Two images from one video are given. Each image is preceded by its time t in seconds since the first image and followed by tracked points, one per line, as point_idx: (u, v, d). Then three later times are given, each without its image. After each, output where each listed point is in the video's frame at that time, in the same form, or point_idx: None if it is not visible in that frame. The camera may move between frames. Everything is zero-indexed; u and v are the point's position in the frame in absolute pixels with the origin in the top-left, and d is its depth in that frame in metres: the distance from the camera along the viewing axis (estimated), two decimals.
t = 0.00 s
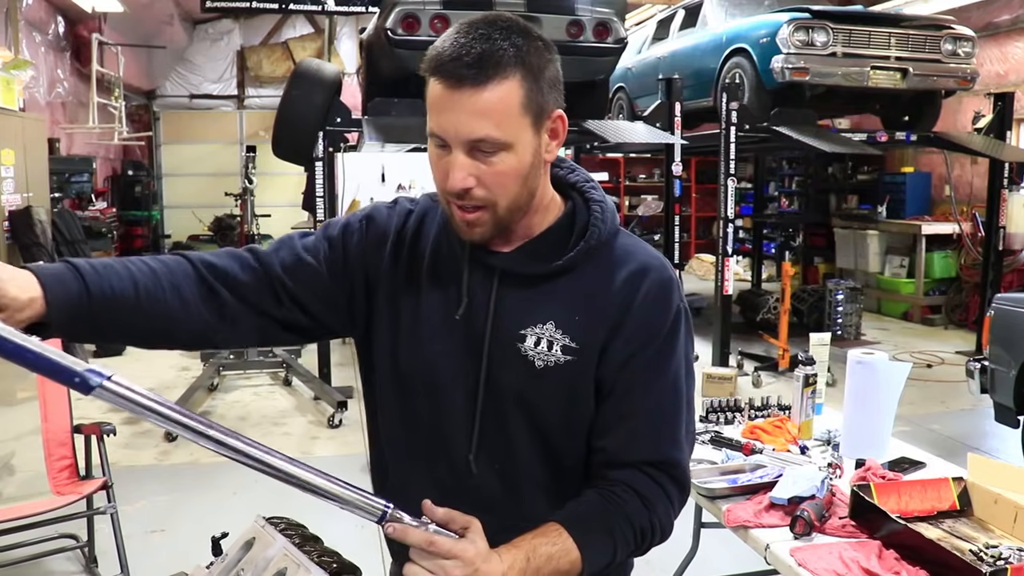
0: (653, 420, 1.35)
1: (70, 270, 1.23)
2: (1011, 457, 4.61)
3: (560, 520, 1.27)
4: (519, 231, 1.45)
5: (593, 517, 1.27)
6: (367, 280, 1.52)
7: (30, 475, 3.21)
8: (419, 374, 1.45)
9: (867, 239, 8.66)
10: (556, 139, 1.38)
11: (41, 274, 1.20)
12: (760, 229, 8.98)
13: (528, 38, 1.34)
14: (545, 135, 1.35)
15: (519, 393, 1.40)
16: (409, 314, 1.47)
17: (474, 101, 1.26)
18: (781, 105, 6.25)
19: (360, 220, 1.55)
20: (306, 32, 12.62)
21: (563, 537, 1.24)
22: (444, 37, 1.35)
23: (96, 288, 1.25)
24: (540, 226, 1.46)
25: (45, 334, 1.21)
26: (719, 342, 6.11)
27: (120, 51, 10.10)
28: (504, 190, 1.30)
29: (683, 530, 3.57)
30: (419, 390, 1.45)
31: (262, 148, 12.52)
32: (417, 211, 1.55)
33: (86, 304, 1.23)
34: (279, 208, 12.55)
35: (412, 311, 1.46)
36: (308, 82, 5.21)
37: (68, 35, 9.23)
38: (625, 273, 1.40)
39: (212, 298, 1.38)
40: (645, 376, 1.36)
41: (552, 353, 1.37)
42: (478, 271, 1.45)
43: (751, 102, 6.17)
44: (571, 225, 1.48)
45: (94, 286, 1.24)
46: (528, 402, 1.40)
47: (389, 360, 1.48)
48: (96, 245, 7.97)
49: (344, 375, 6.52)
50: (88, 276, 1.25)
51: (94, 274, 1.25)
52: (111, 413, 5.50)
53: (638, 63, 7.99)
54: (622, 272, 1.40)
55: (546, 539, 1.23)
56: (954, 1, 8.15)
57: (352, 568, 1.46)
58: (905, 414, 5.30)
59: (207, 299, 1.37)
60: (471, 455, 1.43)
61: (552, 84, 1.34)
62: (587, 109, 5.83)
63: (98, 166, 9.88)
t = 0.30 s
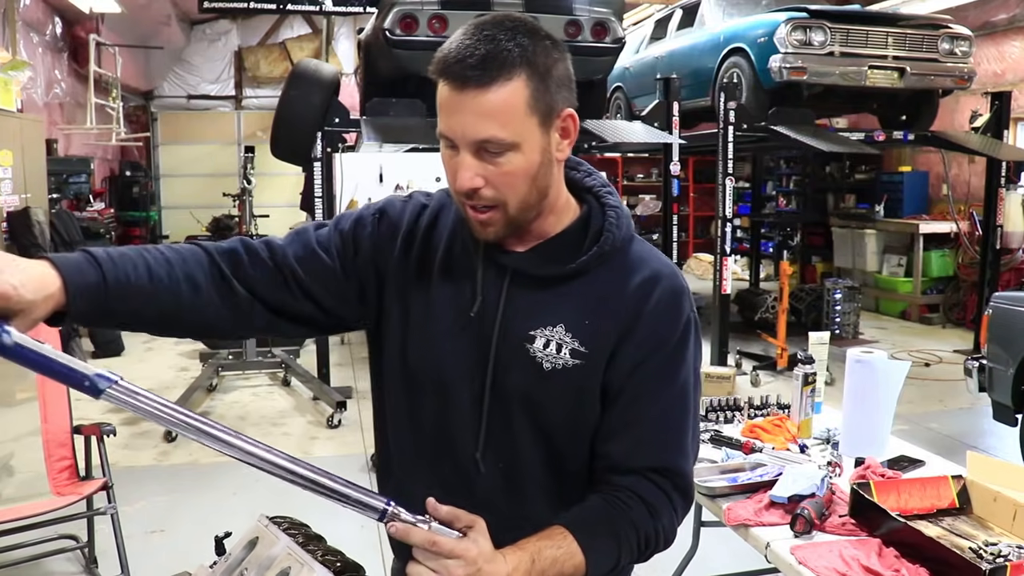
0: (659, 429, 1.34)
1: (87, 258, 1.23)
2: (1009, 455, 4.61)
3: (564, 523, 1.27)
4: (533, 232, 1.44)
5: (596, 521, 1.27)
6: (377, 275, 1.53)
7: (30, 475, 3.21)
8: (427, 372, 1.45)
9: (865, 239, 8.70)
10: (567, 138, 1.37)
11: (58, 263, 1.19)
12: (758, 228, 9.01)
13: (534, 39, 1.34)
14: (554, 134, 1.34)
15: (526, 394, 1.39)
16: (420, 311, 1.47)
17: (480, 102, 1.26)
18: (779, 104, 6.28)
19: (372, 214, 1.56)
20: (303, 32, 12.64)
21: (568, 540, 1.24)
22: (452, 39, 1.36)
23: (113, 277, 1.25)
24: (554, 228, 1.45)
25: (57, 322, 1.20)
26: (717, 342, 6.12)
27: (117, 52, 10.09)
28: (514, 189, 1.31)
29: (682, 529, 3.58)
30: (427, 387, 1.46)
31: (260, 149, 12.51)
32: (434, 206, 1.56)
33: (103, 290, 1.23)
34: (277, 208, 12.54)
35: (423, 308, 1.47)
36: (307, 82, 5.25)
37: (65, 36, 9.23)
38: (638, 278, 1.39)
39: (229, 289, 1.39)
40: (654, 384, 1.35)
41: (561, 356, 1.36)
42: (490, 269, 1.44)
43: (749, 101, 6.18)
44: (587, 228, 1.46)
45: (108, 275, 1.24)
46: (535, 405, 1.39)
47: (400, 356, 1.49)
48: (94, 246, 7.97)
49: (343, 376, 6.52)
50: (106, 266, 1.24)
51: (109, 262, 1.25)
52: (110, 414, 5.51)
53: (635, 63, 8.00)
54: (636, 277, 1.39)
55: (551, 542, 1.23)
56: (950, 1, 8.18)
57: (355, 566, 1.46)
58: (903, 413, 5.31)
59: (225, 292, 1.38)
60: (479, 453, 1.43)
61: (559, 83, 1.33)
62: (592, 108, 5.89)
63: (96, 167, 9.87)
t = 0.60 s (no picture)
0: (673, 442, 1.22)
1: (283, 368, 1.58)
2: (1007, 456, 4.62)
3: (581, 532, 1.18)
4: (551, 234, 1.38)
5: (612, 533, 1.17)
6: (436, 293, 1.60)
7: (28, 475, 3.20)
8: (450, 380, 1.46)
9: (863, 239, 8.73)
10: (591, 141, 1.31)
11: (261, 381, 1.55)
12: (756, 228, 9.02)
13: (561, 39, 1.29)
14: (576, 136, 1.28)
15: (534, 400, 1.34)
16: (445, 320, 1.48)
17: (501, 100, 1.24)
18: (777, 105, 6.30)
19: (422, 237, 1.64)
20: (302, 32, 12.69)
21: (582, 549, 1.15)
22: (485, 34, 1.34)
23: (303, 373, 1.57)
24: (574, 231, 1.37)
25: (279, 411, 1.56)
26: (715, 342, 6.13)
27: (115, 51, 10.07)
28: (532, 189, 1.27)
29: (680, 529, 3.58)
30: (451, 397, 1.46)
31: (259, 148, 12.50)
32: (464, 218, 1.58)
33: (298, 383, 1.56)
34: (276, 208, 12.54)
35: (447, 317, 1.48)
36: (306, 82, 5.26)
37: (64, 34, 9.21)
38: (655, 284, 1.29)
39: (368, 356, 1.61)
40: (668, 396, 1.24)
41: (567, 361, 1.30)
42: (510, 273, 1.42)
43: (747, 102, 6.19)
44: (605, 230, 1.36)
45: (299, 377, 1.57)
46: (546, 413, 1.33)
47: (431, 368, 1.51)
48: (92, 245, 7.97)
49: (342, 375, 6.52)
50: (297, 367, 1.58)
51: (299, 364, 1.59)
52: (109, 413, 5.50)
53: (633, 63, 8.00)
54: (653, 283, 1.30)
55: (563, 549, 1.14)
56: (947, 2, 8.21)
57: (358, 564, 1.45)
58: (901, 413, 5.33)
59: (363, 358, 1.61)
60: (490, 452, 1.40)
61: (586, 84, 1.28)
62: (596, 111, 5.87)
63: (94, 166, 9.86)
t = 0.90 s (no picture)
0: (677, 422, 1.18)
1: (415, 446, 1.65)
2: (1003, 455, 4.63)
3: (595, 521, 1.18)
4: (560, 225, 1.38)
5: (626, 521, 1.16)
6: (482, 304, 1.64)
7: (26, 473, 3.19)
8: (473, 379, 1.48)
9: (861, 239, 8.72)
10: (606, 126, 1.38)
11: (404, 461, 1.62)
12: (754, 228, 9.03)
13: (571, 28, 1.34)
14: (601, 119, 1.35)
15: (543, 387, 1.33)
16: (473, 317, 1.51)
17: (543, 82, 1.27)
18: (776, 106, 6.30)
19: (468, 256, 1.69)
20: (300, 31, 12.69)
21: (593, 536, 1.15)
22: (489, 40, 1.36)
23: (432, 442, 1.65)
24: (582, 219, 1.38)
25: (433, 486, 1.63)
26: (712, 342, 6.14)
27: (113, 50, 10.05)
28: (582, 167, 1.30)
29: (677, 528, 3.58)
30: (478, 396, 1.48)
31: (256, 147, 12.48)
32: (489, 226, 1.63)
33: (432, 455, 1.64)
34: (273, 207, 12.52)
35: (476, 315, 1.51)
36: (304, 81, 5.24)
37: (62, 32, 9.20)
38: (653, 270, 1.27)
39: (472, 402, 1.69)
40: (671, 377, 1.19)
41: (573, 345, 1.29)
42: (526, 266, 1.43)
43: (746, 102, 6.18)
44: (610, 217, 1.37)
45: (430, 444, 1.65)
46: (556, 401, 1.32)
47: (461, 369, 1.54)
48: (90, 244, 7.97)
49: (339, 375, 6.52)
50: (426, 440, 1.65)
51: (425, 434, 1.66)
52: (106, 412, 5.49)
53: (632, 63, 8.00)
54: (650, 269, 1.28)
55: (572, 536, 1.16)
56: (945, 3, 8.22)
57: (359, 563, 1.44)
58: (898, 413, 5.34)
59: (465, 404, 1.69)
60: (501, 442, 1.41)
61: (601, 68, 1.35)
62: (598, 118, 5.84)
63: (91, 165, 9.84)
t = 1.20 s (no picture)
0: (697, 409, 1.21)
1: (355, 414, 1.59)
2: (998, 455, 4.65)
3: (588, 518, 1.18)
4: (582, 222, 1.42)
5: (621, 516, 1.17)
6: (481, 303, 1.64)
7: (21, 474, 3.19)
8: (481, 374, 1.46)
9: (856, 240, 8.74)
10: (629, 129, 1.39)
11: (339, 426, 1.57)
12: (749, 228, 9.06)
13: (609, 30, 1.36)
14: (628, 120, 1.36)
15: (568, 380, 1.35)
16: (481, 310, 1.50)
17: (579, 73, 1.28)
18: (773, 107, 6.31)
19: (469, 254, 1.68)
20: (295, 30, 12.68)
21: (590, 534, 1.15)
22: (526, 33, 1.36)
23: (379, 420, 1.59)
24: (601, 217, 1.42)
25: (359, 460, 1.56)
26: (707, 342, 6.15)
27: (109, 48, 10.04)
28: (606, 161, 1.31)
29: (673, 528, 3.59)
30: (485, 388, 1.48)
31: (252, 146, 12.47)
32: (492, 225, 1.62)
33: (372, 427, 1.58)
34: (269, 207, 12.50)
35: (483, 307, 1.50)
36: (301, 80, 5.23)
37: (57, 31, 9.20)
38: (676, 261, 1.32)
39: (432, 390, 1.64)
40: (690, 364, 1.24)
41: (600, 339, 1.31)
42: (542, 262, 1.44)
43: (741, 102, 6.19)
44: (630, 215, 1.41)
45: (372, 417, 1.59)
46: (578, 393, 1.34)
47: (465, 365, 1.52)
48: (85, 243, 7.96)
49: (335, 375, 6.51)
50: (370, 414, 1.59)
51: (370, 407, 1.60)
52: (101, 412, 5.48)
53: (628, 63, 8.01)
54: (674, 261, 1.33)
55: (570, 535, 1.15)
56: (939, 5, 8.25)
57: (358, 563, 1.44)
58: (893, 413, 5.35)
59: (424, 392, 1.63)
60: (527, 443, 1.40)
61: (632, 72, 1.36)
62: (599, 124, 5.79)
63: (86, 164, 9.83)
